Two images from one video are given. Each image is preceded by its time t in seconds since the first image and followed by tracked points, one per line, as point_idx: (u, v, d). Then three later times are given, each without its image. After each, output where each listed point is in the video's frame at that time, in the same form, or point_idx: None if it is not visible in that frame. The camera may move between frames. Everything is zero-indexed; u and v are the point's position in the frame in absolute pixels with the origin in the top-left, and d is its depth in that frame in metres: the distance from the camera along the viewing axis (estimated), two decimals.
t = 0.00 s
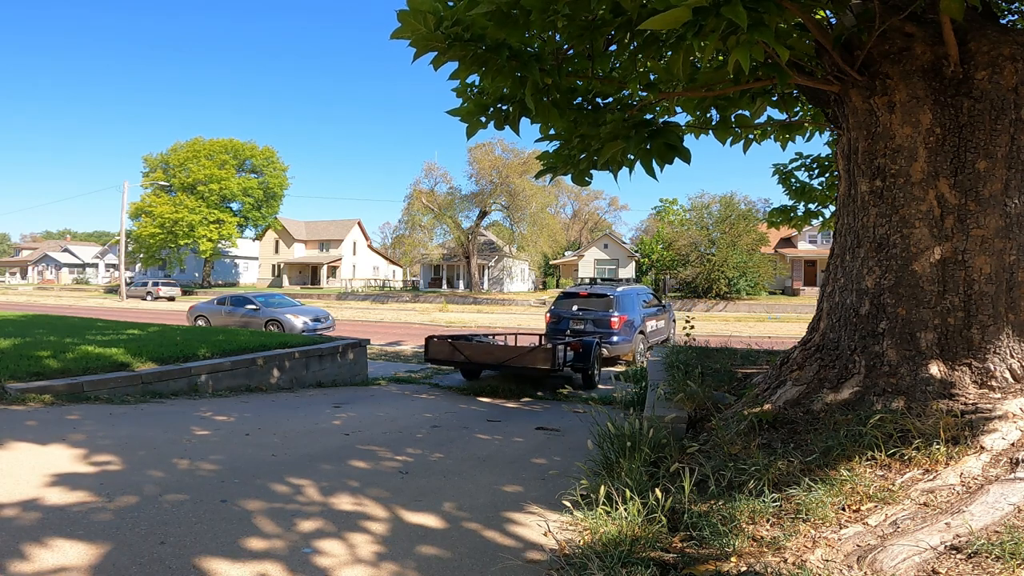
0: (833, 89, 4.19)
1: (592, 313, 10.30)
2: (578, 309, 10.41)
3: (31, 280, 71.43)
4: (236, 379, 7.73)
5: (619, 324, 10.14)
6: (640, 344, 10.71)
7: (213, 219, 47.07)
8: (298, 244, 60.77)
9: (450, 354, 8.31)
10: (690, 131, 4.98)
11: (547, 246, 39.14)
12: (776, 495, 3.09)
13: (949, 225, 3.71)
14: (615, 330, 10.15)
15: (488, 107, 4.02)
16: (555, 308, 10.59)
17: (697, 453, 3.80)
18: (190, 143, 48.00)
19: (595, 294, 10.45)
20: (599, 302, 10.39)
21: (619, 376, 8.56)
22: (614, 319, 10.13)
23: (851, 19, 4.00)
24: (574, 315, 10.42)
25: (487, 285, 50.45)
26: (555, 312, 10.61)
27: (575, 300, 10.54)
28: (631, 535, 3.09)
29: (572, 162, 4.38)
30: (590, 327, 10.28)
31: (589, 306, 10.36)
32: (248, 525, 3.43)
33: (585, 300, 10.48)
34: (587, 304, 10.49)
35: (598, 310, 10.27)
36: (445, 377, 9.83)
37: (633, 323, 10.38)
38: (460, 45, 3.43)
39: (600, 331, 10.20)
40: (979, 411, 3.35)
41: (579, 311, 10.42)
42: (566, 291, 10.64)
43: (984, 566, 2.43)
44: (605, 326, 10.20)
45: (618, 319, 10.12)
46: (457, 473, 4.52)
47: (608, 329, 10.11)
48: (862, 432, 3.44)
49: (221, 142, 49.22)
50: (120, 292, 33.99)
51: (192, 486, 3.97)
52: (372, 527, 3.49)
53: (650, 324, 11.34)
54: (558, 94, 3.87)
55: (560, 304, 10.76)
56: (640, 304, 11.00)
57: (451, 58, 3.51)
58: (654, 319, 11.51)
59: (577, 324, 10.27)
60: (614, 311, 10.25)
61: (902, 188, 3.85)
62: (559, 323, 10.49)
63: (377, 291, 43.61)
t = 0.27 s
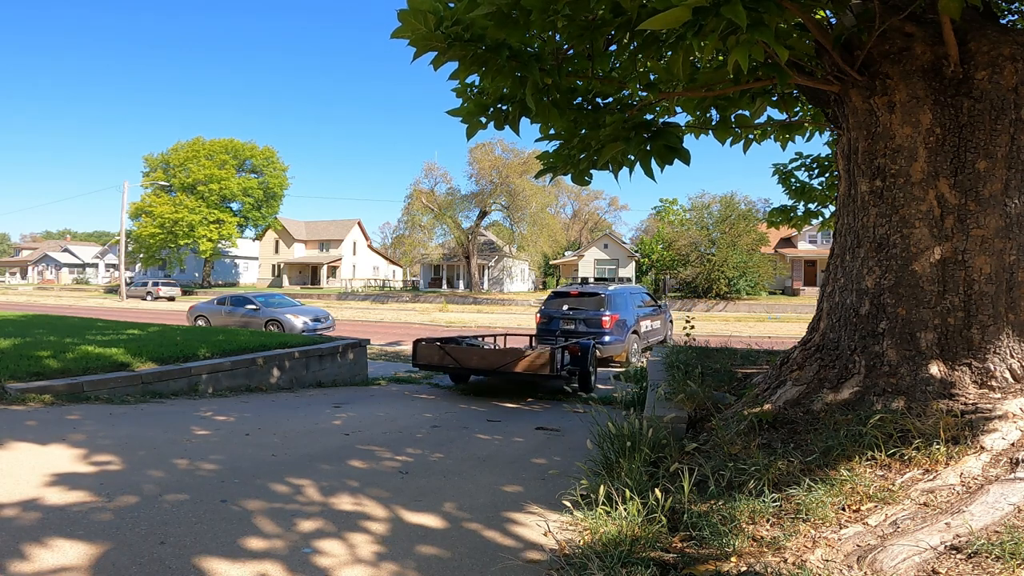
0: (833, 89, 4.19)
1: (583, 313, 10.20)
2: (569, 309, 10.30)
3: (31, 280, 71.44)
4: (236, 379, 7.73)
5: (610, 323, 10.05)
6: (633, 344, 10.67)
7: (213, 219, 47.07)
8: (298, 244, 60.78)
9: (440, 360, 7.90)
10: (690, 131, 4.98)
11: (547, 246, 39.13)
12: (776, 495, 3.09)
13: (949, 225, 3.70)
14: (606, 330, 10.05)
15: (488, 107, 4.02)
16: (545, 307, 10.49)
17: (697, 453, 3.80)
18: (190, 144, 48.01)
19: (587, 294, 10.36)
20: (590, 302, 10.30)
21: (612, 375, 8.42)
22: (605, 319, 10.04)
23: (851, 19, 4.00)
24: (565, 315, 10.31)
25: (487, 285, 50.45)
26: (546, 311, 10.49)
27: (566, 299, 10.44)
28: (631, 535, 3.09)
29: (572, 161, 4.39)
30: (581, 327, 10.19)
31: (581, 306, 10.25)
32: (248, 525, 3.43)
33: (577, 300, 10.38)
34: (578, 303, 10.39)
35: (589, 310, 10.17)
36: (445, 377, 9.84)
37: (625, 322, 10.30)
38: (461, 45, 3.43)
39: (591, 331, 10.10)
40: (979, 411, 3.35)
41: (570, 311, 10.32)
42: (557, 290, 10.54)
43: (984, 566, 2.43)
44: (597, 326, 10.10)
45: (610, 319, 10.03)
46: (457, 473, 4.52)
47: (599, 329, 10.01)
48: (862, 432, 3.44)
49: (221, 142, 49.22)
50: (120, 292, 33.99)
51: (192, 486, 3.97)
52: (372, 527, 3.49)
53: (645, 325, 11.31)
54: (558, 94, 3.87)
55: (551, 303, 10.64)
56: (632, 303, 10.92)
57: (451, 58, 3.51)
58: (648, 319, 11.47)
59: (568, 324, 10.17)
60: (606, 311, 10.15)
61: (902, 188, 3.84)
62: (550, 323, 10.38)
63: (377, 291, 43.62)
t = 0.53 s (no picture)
0: (833, 89, 4.19)
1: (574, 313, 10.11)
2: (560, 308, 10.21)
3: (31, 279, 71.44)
4: (236, 379, 7.73)
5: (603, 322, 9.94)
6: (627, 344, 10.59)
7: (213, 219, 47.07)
8: (298, 244, 60.78)
9: (434, 364, 7.59)
10: (690, 131, 4.98)
11: (547, 246, 39.13)
12: (776, 495, 3.09)
13: (949, 225, 3.70)
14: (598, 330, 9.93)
15: (487, 107, 4.02)
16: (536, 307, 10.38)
17: (697, 453, 3.80)
18: (190, 144, 48.01)
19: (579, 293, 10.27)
20: (583, 301, 10.21)
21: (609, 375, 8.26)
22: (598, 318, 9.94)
23: (851, 19, 4.00)
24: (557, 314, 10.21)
25: (487, 285, 50.45)
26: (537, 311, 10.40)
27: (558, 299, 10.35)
28: (631, 535, 3.09)
29: (572, 161, 4.39)
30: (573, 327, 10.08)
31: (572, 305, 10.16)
32: (248, 525, 3.43)
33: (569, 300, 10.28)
34: (570, 303, 10.31)
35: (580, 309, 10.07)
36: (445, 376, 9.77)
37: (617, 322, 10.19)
38: (460, 47, 3.44)
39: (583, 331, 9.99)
40: (979, 411, 3.35)
41: (561, 311, 10.23)
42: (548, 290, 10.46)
43: (984, 566, 2.43)
44: (589, 326, 9.99)
45: (602, 318, 9.92)
46: (457, 473, 4.52)
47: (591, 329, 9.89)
48: (862, 432, 3.44)
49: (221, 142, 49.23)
50: (120, 292, 33.99)
51: (192, 486, 3.97)
52: (372, 527, 3.49)
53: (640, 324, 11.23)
54: (558, 94, 3.87)
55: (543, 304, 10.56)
56: (625, 303, 10.83)
57: (450, 59, 3.51)
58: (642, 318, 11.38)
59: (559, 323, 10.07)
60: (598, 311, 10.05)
61: (902, 188, 3.84)
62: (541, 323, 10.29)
63: (377, 291, 43.62)
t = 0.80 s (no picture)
0: (833, 89, 4.19)
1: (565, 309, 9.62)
2: (550, 305, 9.61)
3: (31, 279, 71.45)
4: (236, 379, 7.73)
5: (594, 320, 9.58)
6: (620, 344, 10.43)
7: (213, 219, 47.09)
8: (298, 244, 60.79)
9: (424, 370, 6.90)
10: (690, 131, 4.98)
11: (547, 246, 39.13)
12: (776, 494, 3.09)
13: (949, 225, 3.70)
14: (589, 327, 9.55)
15: (487, 107, 4.02)
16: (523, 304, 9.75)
17: (697, 454, 3.80)
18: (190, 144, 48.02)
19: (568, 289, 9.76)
20: (573, 297, 9.72)
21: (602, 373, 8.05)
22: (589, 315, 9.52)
23: (851, 19, 4.00)
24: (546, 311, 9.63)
25: (487, 285, 50.44)
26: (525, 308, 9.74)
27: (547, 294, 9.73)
28: (631, 535, 3.09)
29: (572, 161, 4.39)
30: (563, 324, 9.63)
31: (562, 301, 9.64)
32: (248, 525, 3.43)
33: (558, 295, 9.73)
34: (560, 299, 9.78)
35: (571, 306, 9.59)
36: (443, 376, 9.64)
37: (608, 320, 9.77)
38: (460, 46, 3.43)
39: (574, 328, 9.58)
40: (979, 411, 3.35)
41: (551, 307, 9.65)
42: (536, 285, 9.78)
43: (984, 566, 2.43)
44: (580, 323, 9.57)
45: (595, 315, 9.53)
46: (457, 473, 4.52)
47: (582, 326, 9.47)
48: (862, 432, 3.44)
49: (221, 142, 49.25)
50: (120, 292, 34.00)
51: (192, 486, 3.97)
52: (372, 527, 3.49)
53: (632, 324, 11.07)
54: (558, 94, 3.87)
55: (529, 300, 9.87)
56: (615, 301, 10.40)
57: (450, 59, 3.51)
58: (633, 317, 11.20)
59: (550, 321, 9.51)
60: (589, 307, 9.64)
61: (902, 188, 3.84)
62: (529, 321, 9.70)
63: (377, 291, 43.62)
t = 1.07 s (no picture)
0: (833, 89, 4.19)
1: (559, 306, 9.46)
2: (545, 302, 9.50)
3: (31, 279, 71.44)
4: (236, 378, 7.73)
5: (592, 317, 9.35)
6: (617, 344, 10.27)
7: (213, 219, 47.09)
8: (298, 244, 60.78)
9: (415, 375, 6.75)
10: (690, 131, 4.98)
11: (547, 246, 39.12)
12: (776, 494, 3.09)
13: (949, 225, 3.70)
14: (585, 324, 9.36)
15: (487, 107, 4.02)
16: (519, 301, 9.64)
17: (697, 454, 3.80)
18: (190, 144, 48.02)
19: (564, 285, 9.60)
20: (568, 294, 9.55)
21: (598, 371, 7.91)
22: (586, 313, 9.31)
23: (851, 19, 4.00)
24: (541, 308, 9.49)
25: (487, 285, 50.43)
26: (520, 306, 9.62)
27: (542, 292, 9.64)
28: (631, 535, 3.09)
29: (572, 161, 4.39)
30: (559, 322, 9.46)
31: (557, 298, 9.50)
32: (248, 525, 3.43)
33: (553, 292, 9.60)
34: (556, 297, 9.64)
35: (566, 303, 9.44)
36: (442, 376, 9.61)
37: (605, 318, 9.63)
38: (460, 45, 3.42)
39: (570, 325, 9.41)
40: (979, 411, 3.35)
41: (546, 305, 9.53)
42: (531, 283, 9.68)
43: (984, 566, 2.43)
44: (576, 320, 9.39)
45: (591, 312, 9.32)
46: (457, 473, 4.52)
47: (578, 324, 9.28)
48: (862, 432, 3.44)
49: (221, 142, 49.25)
50: (120, 292, 34.00)
51: (192, 486, 3.97)
52: (372, 527, 3.49)
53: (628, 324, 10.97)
54: (558, 94, 3.87)
55: (524, 297, 9.77)
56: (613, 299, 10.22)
57: (451, 58, 3.51)
58: (628, 317, 11.05)
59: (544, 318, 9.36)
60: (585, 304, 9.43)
61: (902, 188, 3.84)
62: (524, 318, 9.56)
63: (377, 291, 43.61)
